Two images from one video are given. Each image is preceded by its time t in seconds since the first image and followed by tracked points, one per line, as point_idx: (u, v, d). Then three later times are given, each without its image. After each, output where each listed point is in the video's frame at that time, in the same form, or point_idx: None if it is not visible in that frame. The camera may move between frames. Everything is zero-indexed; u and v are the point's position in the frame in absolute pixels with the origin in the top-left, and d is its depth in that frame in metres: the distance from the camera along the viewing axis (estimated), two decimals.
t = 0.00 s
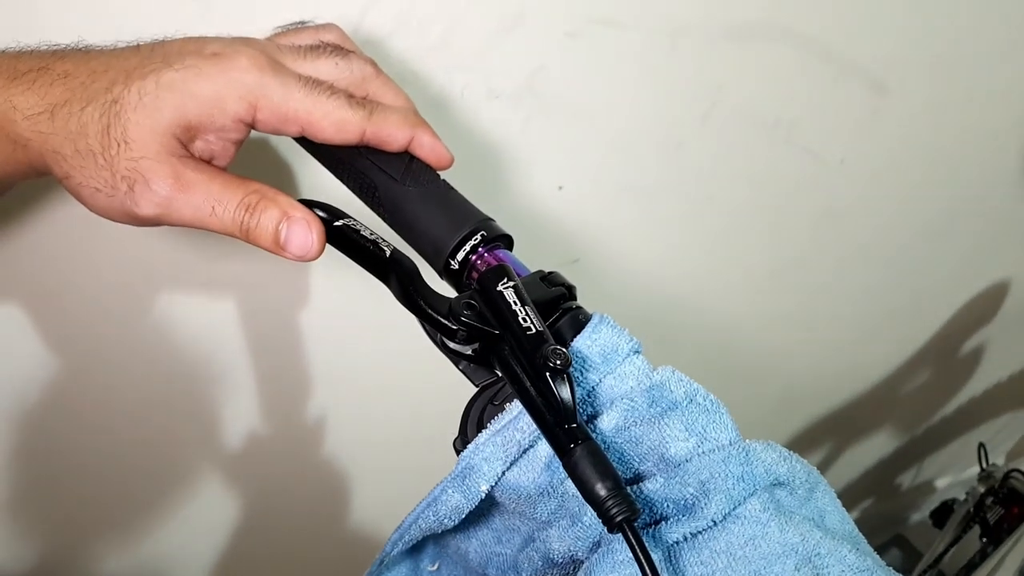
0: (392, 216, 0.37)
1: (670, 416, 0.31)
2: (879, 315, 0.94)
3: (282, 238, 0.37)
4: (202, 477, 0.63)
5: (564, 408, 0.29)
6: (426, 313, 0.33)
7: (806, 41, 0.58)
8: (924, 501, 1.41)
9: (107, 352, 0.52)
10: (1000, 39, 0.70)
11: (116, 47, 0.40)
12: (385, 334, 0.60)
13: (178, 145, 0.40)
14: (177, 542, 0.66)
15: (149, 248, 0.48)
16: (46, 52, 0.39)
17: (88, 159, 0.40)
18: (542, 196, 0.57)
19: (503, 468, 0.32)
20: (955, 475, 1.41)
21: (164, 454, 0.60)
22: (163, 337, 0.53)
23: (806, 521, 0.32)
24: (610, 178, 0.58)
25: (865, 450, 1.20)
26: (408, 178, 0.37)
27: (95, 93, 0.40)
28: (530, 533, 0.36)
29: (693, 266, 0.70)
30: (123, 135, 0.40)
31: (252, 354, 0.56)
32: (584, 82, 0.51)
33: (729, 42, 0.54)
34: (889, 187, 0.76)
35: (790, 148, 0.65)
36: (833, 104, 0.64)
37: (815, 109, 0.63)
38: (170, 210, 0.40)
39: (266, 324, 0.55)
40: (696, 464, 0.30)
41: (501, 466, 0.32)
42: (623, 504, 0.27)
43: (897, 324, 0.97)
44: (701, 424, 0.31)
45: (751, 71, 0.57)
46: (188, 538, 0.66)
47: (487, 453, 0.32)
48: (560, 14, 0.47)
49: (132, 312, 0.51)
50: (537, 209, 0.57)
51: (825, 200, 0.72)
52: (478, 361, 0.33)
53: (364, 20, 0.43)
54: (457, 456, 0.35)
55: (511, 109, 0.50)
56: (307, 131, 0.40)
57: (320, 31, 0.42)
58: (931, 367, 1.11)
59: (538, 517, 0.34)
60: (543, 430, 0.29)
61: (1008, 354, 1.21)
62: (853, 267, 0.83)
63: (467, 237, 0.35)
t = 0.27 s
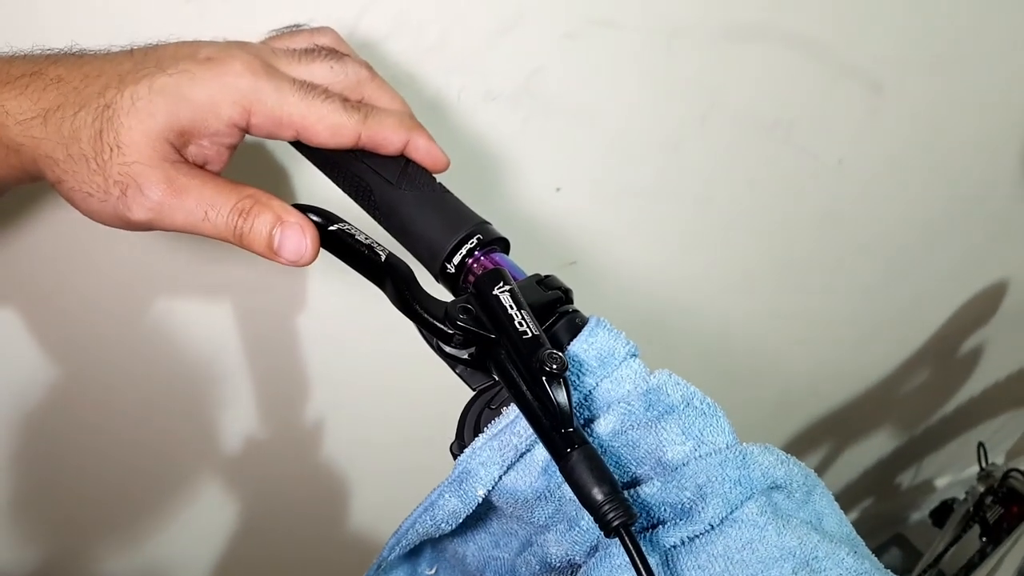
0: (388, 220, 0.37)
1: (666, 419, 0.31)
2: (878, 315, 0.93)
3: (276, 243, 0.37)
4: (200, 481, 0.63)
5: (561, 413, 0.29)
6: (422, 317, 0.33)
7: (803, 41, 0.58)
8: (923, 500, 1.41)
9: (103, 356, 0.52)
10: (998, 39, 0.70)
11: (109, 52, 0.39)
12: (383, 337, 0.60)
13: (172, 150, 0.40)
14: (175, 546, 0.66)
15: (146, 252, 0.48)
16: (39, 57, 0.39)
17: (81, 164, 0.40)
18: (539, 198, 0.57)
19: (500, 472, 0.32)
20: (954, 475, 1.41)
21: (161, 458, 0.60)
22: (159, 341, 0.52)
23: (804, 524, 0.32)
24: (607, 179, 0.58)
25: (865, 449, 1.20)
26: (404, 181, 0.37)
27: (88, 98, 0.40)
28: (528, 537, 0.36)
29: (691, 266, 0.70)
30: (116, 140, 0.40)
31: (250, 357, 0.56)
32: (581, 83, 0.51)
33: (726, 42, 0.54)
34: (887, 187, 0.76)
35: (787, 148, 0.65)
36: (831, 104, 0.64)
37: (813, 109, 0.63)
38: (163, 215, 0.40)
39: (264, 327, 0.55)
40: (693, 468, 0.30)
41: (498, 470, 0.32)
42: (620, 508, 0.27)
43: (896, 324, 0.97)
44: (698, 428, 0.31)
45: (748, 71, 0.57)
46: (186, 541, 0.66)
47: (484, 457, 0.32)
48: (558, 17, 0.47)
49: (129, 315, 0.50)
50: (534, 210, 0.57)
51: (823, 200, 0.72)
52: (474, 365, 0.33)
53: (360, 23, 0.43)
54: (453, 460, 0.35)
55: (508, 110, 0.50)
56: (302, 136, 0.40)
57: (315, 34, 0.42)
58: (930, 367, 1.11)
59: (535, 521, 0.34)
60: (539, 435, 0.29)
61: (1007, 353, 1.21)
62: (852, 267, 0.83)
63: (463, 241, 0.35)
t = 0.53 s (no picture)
0: (386, 219, 0.37)
1: (665, 418, 0.31)
2: (877, 315, 0.93)
3: (272, 242, 0.37)
4: (199, 481, 0.63)
5: (559, 411, 0.29)
6: (420, 316, 0.33)
7: (802, 41, 0.58)
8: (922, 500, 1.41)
9: (102, 356, 0.52)
10: (996, 39, 0.70)
11: (106, 52, 0.39)
12: (382, 336, 0.60)
13: (168, 150, 0.40)
14: (175, 546, 0.66)
15: (145, 252, 0.48)
16: (37, 57, 0.39)
17: (78, 164, 0.40)
18: (538, 198, 0.57)
19: (499, 470, 0.32)
20: (954, 474, 1.41)
21: (161, 459, 0.60)
22: (158, 341, 0.52)
23: (802, 522, 0.32)
24: (606, 179, 0.58)
25: (864, 449, 1.20)
26: (403, 180, 0.37)
27: (85, 99, 0.40)
28: (527, 536, 0.36)
29: (690, 266, 0.70)
30: (113, 141, 0.40)
31: (249, 357, 0.56)
32: (580, 84, 0.51)
33: (724, 42, 0.54)
34: (886, 186, 0.76)
35: (786, 148, 0.65)
36: (829, 104, 0.64)
37: (812, 109, 0.63)
38: (159, 216, 0.40)
39: (263, 327, 0.55)
40: (691, 466, 0.30)
41: (497, 468, 0.32)
42: (618, 506, 0.27)
43: (895, 324, 0.97)
44: (697, 426, 0.31)
45: (747, 71, 0.57)
46: (185, 542, 0.66)
47: (483, 456, 0.32)
48: (556, 17, 0.47)
49: (129, 315, 0.50)
50: (533, 210, 0.57)
51: (822, 199, 0.72)
52: (473, 364, 0.33)
53: (359, 23, 0.43)
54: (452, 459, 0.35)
55: (507, 110, 0.50)
56: (300, 135, 0.40)
57: (313, 34, 0.42)
58: (929, 367, 1.11)
59: (534, 519, 0.34)
60: (538, 433, 0.29)
61: (1006, 352, 1.22)
62: (851, 266, 0.83)
63: (461, 240, 0.35)
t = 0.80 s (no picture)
0: (382, 218, 0.37)
1: (660, 416, 0.31)
2: (874, 312, 0.94)
3: (264, 244, 0.37)
4: (198, 482, 0.63)
5: (555, 409, 0.29)
6: (416, 315, 0.33)
7: (796, 40, 0.58)
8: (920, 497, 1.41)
9: (99, 357, 0.52)
10: (991, 37, 0.71)
11: (100, 54, 0.39)
12: (378, 336, 0.60)
13: (162, 152, 0.40)
14: (174, 548, 0.66)
15: (141, 252, 0.48)
16: (32, 58, 0.39)
17: (71, 166, 0.40)
18: (534, 197, 0.57)
19: (496, 469, 0.33)
20: (952, 472, 1.41)
21: (159, 460, 0.60)
22: (155, 343, 0.52)
23: (798, 519, 0.32)
24: (602, 178, 0.58)
25: (862, 446, 1.20)
26: (398, 180, 0.37)
27: (79, 101, 0.40)
28: (524, 534, 0.36)
29: (687, 265, 0.70)
30: (106, 143, 0.40)
31: (246, 357, 0.56)
32: (576, 83, 0.51)
33: (720, 41, 0.54)
34: (882, 184, 0.77)
35: (782, 146, 0.65)
36: (825, 102, 0.64)
37: (807, 108, 0.63)
38: (151, 218, 0.40)
39: (260, 327, 0.55)
40: (687, 464, 0.30)
41: (493, 467, 0.32)
42: (615, 504, 0.27)
43: (892, 321, 0.97)
44: (693, 423, 0.31)
45: (743, 69, 0.57)
46: (184, 543, 0.66)
47: (479, 455, 0.32)
48: (552, 17, 0.47)
49: (125, 315, 0.50)
50: (529, 209, 0.57)
51: (819, 198, 0.72)
52: (469, 363, 0.33)
53: (354, 23, 0.43)
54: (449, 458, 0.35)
55: (502, 110, 0.50)
56: (294, 136, 0.40)
57: (307, 34, 0.42)
58: (927, 364, 1.11)
59: (531, 518, 0.34)
60: (534, 432, 0.29)
61: (1003, 349, 1.22)
62: (848, 264, 0.83)
63: (457, 239, 0.35)
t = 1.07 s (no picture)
0: (381, 217, 0.37)
1: (660, 412, 0.31)
2: (872, 311, 0.94)
3: (260, 244, 0.37)
4: (198, 482, 0.63)
5: (555, 406, 0.29)
6: (416, 313, 0.33)
7: (794, 39, 0.58)
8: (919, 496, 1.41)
9: (98, 356, 0.52)
10: (988, 37, 0.71)
11: (100, 52, 0.40)
12: (377, 335, 0.60)
13: (160, 151, 0.40)
14: (173, 549, 0.66)
15: (141, 251, 0.48)
16: (31, 56, 0.39)
17: (70, 165, 0.40)
18: (533, 196, 0.57)
19: (496, 467, 0.33)
20: (950, 470, 1.42)
21: (158, 460, 0.60)
22: (154, 342, 0.52)
23: (797, 515, 0.32)
24: (601, 177, 0.58)
25: (861, 445, 1.20)
26: (397, 179, 0.37)
27: (79, 100, 0.40)
28: (524, 532, 0.36)
29: (685, 264, 0.70)
30: (105, 141, 0.40)
31: (246, 356, 0.56)
32: (574, 83, 0.51)
33: (719, 40, 0.54)
34: (880, 183, 0.77)
35: (780, 146, 0.65)
36: (823, 101, 0.64)
37: (804, 107, 0.63)
38: (148, 217, 0.40)
39: (259, 326, 0.55)
40: (687, 460, 0.30)
41: (494, 465, 0.33)
42: (615, 500, 0.27)
43: (890, 320, 0.98)
44: (692, 420, 0.31)
45: (741, 69, 0.57)
46: (183, 544, 0.66)
47: (480, 452, 0.33)
48: (551, 16, 0.47)
49: (125, 315, 0.50)
50: (527, 208, 0.57)
51: (817, 197, 0.72)
52: (469, 361, 0.33)
53: (354, 22, 0.43)
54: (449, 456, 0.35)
55: (501, 109, 0.50)
56: (294, 135, 0.40)
57: (306, 34, 0.42)
58: (925, 362, 1.12)
59: (531, 515, 0.34)
60: (535, 429, 0.29)
61: (1001, 348, 1.22)
62: (846, 263, 0.84)
63: (457, 237, 0.35)
